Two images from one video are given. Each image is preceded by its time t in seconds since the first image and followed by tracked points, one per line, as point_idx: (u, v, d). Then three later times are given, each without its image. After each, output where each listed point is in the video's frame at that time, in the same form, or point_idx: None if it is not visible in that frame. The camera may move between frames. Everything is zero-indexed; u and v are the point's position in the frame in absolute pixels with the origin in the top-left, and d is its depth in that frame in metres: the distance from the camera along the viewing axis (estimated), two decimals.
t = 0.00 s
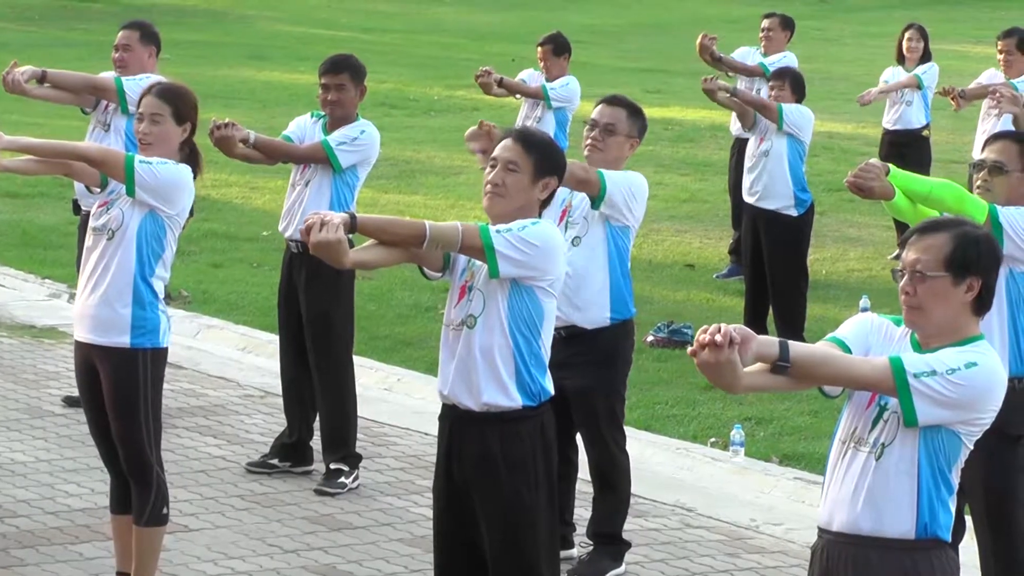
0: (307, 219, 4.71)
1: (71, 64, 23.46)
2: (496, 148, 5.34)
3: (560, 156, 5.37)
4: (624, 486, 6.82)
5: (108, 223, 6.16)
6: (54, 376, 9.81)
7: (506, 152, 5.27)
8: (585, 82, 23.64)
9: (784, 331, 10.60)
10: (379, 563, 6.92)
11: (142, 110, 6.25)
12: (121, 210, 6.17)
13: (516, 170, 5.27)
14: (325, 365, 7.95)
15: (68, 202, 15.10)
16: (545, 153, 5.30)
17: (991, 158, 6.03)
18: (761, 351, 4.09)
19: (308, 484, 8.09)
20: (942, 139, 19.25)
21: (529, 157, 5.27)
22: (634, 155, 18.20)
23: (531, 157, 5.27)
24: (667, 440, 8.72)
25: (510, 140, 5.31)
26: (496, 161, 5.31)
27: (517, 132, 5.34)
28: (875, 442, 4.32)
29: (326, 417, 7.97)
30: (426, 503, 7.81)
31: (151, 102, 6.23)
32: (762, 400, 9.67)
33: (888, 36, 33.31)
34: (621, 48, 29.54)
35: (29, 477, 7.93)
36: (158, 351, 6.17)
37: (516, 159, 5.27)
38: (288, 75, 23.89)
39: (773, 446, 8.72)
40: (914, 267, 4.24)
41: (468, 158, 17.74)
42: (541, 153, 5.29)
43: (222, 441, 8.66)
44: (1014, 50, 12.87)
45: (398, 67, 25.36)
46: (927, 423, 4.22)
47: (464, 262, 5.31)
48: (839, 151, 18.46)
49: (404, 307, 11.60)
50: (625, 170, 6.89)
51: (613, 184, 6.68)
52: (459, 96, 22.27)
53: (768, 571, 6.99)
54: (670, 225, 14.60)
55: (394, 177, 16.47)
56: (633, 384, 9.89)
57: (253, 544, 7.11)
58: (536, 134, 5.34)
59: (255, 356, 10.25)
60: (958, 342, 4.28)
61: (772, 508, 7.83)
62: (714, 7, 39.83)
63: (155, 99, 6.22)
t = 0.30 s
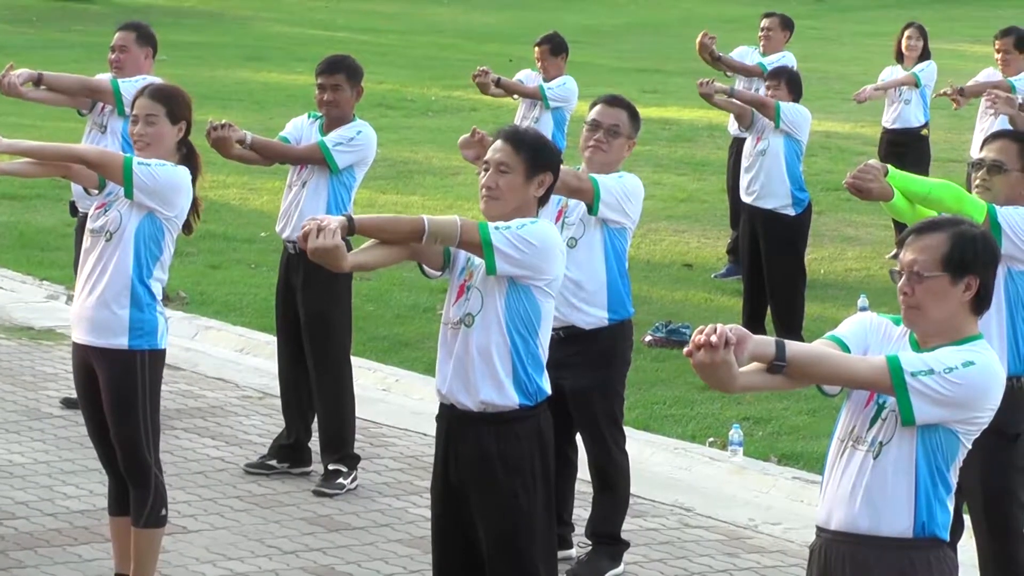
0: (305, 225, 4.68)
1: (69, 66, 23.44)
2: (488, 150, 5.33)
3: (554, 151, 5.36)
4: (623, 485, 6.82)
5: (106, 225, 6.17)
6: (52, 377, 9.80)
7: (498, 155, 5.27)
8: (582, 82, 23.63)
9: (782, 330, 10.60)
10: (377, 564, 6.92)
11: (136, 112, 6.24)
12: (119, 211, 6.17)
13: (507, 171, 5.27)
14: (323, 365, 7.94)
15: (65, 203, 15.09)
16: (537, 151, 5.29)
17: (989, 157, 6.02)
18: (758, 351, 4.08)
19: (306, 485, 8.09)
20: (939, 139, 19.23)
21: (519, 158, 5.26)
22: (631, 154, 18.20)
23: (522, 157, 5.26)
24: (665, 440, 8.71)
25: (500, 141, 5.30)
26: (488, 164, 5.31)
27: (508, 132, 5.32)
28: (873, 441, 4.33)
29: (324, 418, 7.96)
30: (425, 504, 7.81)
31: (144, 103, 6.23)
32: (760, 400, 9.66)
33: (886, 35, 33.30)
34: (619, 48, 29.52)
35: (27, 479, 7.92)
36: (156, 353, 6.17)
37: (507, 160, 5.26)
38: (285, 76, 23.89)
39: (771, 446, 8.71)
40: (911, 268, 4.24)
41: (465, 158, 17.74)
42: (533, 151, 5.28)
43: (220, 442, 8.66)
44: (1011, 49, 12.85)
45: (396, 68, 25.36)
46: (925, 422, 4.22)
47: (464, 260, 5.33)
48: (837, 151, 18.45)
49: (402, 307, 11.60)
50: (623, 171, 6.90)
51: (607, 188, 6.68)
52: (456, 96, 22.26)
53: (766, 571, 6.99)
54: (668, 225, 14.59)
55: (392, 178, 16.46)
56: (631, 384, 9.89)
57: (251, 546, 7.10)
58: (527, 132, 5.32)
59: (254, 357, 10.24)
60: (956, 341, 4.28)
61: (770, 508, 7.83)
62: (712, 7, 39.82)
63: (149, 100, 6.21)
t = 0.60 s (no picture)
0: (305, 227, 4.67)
1: (66, 67, 23.43)
2: (488, 152, 5.33)
3: (553, 150, 5.35)
4: (622, 485, 6.82)
5: (104, 226, 6.17)
6: (50, 378, 9.80)
7: (497, 156, 5.27)
8: (580, 82, 23.63)
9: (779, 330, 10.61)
10: (376, 564, 6.92)
11: (132, 113, 6.23)
12: (116, 213, 6.17)
13: (507, 173, 5.27)
14: (321, 366, 7.94)
15: (63, 204, 15.09)
16: (537, 151, 5.28)
17: (985, 156, 6.02)
18: (758, 350, 4.08)
19: (304, 485, 8.09)
20: (937, 138, 19.22)
21: (519, 158, 5.26)
22: (629, 154, 18.21)
23: (523, 158, 5.26)
24: (663, 440, 8.71)
25: (500, 142, 5.30)
26: (488, 165, 5.31)
27: (507, 132, 5.32)
28: (872, 440, 4.33)
29: (322, 419, 7.96)
30: (423, 505, 7.81)
31: (140, 105, 6.22)
32: (759, 400, 9.66)
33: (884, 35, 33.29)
34: (616, 48, 29.52)
35: (26, 480, 7.92)
36: (155, 354, 6.16)
37: (507, 161, 5.26)
38: (282, 77, 23.88)
39: (769, 446, 8.71)
40: (909, 270, 4.24)
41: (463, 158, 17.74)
42: (533, 151, 5.28)
43: (218, 443, 8.66)
44: (1009, 48, 12.84)
45: (393, 68, 25.36)
46: (924, 422, 4.22)
47: (465, 260, 5.33)
48: (834, 150, 18.44)
49: (400, 308, 11.59)
50: (620, 171, 6.91)
51: (603, 189, 6.69)
52: (453, 96, 22.26)
53: (765, 571, 6.99)
54: (666, 225, 14.60)
55: (389, 178, 16.46)
56: (630, 384, 9.89)
57: (250, 546, 7.10)
58: (526, 132, 5.31)
59: (252, 358, 10.24)
60: (955, 341, 4.28)
61: (769, 508, 7.83)
62: (709, 7, 39.82)
63: (144, 101, 6.20)
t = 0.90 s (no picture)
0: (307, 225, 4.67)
1: (66, 67, 23.44)
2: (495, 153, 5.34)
3: (560, 153, 5.36)
4: (621, 485, 6.81)
5: (103, 226, 6.17)
6: (49, 378, 9.80)
7: (504, 156, 5.27)
8: (579, 82, 23.62)
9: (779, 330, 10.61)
10: (375, 565, 6.91)
11: (130, 114, 6.22)
12: (115, 213, 6.17)
13: (514, 173, 5.27)
14: (320, 366, 7.94)
15: (62, 204, 15.10)
16: (544, 153, 5.29)
17: (983, 157, 6.03)
18: (758, 352, 4.07)
19: (304, 486, 8.09)
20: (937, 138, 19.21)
21: (525, 159, 5.26)
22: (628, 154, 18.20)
23: (533, 159, 5.27)
24: (662, 440, 8.71)
25: (507, 142, 5.30)
26: (496, 165, 5.31)
27: (514, 133, 5.33)
28: (871, 440, 4.33)
29: (322, 419, 7.96)
30: (423, 505, 7.81)
31: (138, 105, 6.20)
32: (758, 400, 9.66)
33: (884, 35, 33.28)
34: (615, 48, 29.51)
35: (25, 480, 7.92)
36: (154, 354, 6.16)
37: (514, 161, 5.26)
38: (281, 77, 23.88)
39: (768, 446, 8.71)
40: (909, 270, 4.24)
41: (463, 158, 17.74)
42: (541, 153, 5.29)
43: (218, 444, 8.65)
44: (1008, 48, 12.81)
45: (393, 68, 25.37)
46: (923, 423, 4.22)
47: (467, 259, 5.32)
48: (834, 150, 18.44)
49: (399, 308, 11.59)
50: (617, 171, 6.91)
51: (600, 189, 6.68)
52: (453, 97, 22.25)
53: (765, 571, 6.99)
54: (665, 225, 14.60)
55: (389, 178, 16.46)
56: (629, 384, 9.88)
57: (250, 547, 7.10)
58: (533, 134, 5.32)
59: (251, 358, 10.24)
60: (953, 342, 4.28)
61: (769, 508, 7.83)
62: (709, 7, 39.82)
63: (142, 102, 6.19)
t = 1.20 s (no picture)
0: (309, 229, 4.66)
1: (66, 69, 23.45)
2: (498, 153, 5.33)
3: (561, 153, 5.36)
4: (620, 486, 6.81)
5: (102, 228, 6.17)
6: (49, 380, 9.80)
7: (507, 157, 5.26)
8: (578, 83, 23.63)
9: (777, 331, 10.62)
10: (374, 566, 6.91)
11: (129, 115, 6.22)
12: (114, 214, 6.17)
13: (516, 174, 5.27)
14: (320, 367, 7.94)
15: (62, 206, 15.10)
16: (546, 154, 5.30)
17: (981, 158, 6.04)
18: (757, 355, 4.06)
19: (303, 487, 8.09)
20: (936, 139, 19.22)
21: (528, 160, 5.26)
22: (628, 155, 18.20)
23: (536, 161, 5.27)
24: (662, 441, 8.71)
25: (510, 143, 5.29)
26: (497, 166, 5.31)
27: (517, 134, 5.32)
28: (870, 441, 4.33)
29: (321, 421, 7.96)
30: (422, 506, 7.81)
31: (137, 107, 6.20)
32: (758, 400, 9.66)
33: (883, 35, 33.29)
34: (614, 49, 29.53)
35: (25, 482, 7.92)
36: (153, 355, 6.16)
37: (516, 163, 5.26)
38: (281, 79, 23.88)
39: (768, 447, 8.71)
40: (908, 270, 4.24)
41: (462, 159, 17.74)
42: (543, 154, 5.29)
43: (217, 445, 8.65)
44: (1008, 49, 12.79)
45: (392, 69, 25.37)
46: (923, 425, 4.22)
47: (469, 261, 5.32)
48: (833, 151, 18.45)
49: (399, 309, 11.59)
50: (615, 173, 6.91)
51: (597, 191, 6.69)
52: (452, 98, 22.25)
53: (764, 572, 6.99)
54: (665, 226, 14.60)
55: (389, 179, 16.47)
56: (629, 385, 9.88)
57: (249, 548, 7.10)
58: (535, 135, 5.32)
59: (251, 359, 10.24)
60: (952, 343, 4.28)
61: (768, 509, 7.83)
62: (707, 8, 39.83)
63: (141, 104, 6.19)
